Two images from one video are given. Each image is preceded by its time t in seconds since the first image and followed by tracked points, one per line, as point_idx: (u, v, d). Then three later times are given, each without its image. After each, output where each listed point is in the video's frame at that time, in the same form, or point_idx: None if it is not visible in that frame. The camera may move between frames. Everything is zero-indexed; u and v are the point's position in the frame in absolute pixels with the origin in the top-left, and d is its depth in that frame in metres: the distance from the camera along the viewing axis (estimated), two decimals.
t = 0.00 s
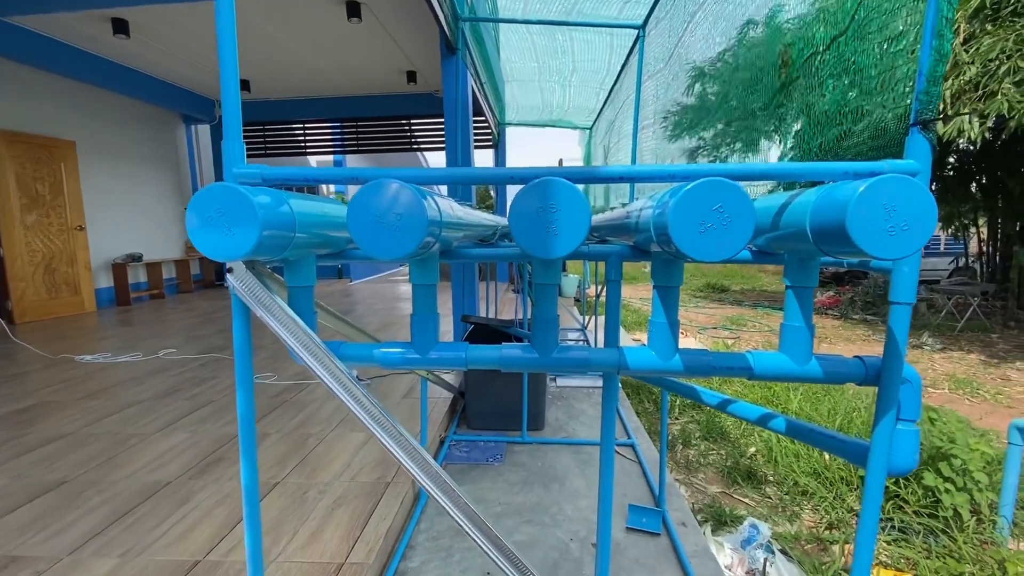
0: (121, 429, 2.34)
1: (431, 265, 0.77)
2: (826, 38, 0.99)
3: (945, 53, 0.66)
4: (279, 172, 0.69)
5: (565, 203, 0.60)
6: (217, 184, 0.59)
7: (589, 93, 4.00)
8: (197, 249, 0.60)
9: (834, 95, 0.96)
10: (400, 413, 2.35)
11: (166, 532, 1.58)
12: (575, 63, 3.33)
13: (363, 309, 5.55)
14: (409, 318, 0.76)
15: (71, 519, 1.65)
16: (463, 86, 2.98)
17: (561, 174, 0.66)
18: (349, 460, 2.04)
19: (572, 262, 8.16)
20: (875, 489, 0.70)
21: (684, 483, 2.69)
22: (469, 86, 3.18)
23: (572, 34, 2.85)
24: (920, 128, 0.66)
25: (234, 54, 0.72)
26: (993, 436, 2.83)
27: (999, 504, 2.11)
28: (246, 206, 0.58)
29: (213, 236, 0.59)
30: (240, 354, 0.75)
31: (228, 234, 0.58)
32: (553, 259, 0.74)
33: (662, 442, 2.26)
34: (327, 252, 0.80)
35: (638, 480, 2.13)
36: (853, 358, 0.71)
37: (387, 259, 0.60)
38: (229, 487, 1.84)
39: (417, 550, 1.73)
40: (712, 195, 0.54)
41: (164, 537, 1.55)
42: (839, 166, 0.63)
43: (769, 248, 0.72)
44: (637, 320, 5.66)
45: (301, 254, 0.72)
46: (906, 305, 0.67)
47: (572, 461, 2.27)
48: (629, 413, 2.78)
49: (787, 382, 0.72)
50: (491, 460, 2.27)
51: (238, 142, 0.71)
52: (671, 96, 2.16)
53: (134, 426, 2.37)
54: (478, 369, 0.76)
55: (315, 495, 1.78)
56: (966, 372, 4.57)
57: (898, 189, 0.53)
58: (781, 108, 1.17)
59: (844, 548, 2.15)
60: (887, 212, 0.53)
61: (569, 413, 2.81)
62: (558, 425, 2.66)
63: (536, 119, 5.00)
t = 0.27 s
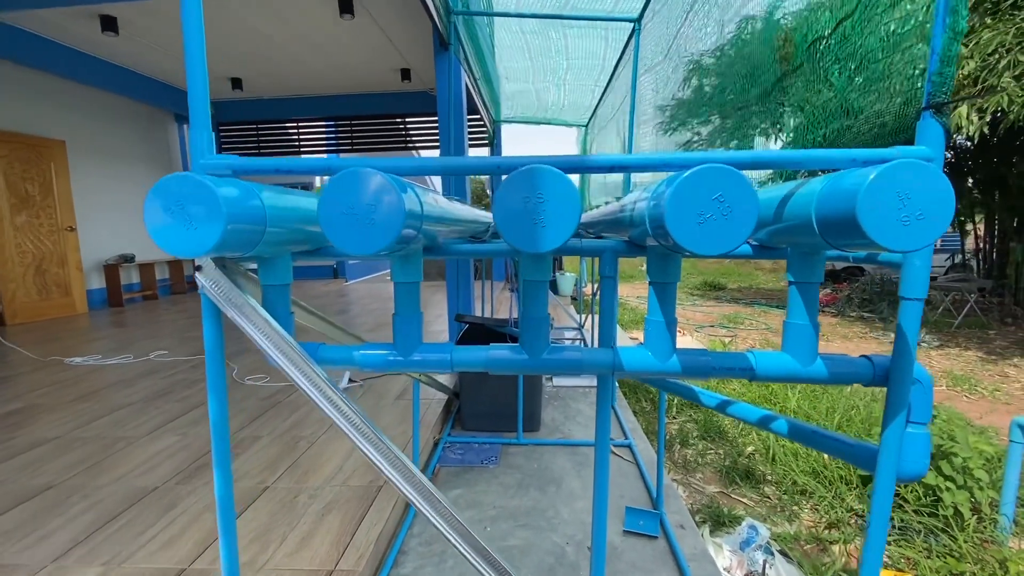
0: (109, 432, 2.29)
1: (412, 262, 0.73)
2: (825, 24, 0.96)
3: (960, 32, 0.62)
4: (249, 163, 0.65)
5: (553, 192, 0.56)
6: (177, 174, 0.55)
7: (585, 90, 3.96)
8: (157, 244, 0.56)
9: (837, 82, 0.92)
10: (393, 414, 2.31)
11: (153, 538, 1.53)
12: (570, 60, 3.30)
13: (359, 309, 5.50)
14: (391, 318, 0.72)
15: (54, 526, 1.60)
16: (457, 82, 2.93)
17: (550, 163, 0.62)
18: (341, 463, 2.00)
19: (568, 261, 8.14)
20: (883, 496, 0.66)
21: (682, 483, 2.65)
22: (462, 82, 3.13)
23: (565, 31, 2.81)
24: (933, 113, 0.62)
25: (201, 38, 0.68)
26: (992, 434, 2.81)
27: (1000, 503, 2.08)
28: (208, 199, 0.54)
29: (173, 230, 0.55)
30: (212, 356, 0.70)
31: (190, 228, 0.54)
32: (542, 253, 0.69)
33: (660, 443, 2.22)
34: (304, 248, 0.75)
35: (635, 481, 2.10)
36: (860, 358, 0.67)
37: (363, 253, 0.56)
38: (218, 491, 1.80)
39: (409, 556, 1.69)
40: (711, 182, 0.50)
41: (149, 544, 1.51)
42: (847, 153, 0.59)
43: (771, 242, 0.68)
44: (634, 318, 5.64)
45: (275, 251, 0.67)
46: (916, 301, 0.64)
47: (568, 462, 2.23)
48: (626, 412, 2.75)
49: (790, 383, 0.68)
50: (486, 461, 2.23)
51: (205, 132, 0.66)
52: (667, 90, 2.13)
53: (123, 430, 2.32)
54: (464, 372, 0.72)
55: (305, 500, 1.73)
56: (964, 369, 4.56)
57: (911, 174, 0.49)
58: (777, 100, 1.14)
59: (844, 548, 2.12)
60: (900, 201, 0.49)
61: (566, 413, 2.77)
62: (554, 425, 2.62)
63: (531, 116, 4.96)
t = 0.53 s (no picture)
0: (95, 436, 2.23)
1: (392, 257, 0.67)
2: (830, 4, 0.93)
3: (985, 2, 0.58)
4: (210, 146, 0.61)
5: (539, 176, 0.52)
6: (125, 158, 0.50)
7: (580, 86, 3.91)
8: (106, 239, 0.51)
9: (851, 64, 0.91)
10: (385, 416, 2.25)
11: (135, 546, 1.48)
12: (564, 57, 3.27)
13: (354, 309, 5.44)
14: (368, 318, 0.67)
15: (32, 535, 1.53)
16: (450, 77, 2.87)
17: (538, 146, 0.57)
18: (332, 466, 1.94)
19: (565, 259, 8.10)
20: (900, 506, 0.61)
21: (680, 483, 2.61)
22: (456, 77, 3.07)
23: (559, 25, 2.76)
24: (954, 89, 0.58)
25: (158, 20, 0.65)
26: (994, 430, 2.78)
27: (1004, 501, 2.03)
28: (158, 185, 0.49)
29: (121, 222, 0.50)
30: (174, 371, 0.66)
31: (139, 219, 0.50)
32: (531, 246, 0.64)
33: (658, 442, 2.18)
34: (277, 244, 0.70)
35: (634, 482, 2.05)
36: (873, 357, 0.62)
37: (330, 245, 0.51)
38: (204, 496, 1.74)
39: (401, 562, 1.64)
40: (714, 163, 0.45)
41: (131, 553, 1.45)
42: (859, 134, 0.54)
43: (776, 233, 0.63)
44: (631, 316, 5.60)
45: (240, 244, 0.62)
46: (936, 295, 0.59)
47: (565, 463, 2.19)
48: (624, 412, 2.71)
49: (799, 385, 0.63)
50: (481, 463, 2.18)
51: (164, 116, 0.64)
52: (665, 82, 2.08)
53: (109, 433, 2.26)
54: (448, 375, 0.67)
55: (294, 504, 1.67)
56: (963, 364, 4.53)
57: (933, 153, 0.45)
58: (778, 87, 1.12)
59: (845, 548, 2.07)
60: (924, 183, 0.45)
61: (562, 412, 2.73)
62: (551, 425, 2.57)
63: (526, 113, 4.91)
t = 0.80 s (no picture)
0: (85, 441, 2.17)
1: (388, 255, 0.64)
2: None
3: None
4: (192, 142, 0.59)
5: (544, 169, 0.49)
6: (105, 152, 0.47)
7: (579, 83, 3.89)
8: (84, 242, 0.48)
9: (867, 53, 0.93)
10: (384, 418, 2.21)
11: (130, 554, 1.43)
12: (561, 57, 3.28)
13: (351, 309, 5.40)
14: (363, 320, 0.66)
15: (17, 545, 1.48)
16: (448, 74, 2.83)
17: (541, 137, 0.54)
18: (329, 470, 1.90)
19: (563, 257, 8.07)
20: (921, 512, 0.59)
21: (682, 483, 2.58)
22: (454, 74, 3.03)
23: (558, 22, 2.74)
24: (980, 76, 0.55)
25: (140, 15, 0.64)
26: (995, 426, 2.77)
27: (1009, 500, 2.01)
28: (139, 180, 0.47)
29: (99, 223, 0.47)
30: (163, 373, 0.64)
31: (117, 218, 0.47)
32: (534, 244, 0.61)
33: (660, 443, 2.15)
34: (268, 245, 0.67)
35: (636, 484, 2.02)
36: (892, 358, 0.60)
37: (322, 243, 0.48)
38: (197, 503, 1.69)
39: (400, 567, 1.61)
40: (730, 153, 0.43)
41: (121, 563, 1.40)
42: (880, 123, 0.52)
43: (790, 229, 0.61)
44: (630, 314, 5.57)
45: (231, 245, 0.59)
46: (959, 293, 0.57)
47: (565, 464, 2.16)
48: (624, 411, 2.68)
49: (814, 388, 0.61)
50: (480, 465, 2.15)
51: (143, 111, 0.62)
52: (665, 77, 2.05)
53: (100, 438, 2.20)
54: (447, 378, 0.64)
55: (291, 510, 1.63)
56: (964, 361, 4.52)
57: (962, 141, 0.42)
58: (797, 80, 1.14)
59: (849, 548, 2.05)
60: (956, 174, 0.42)
61: (562, 412, 2.70)
62: (551, 425, 2.55)
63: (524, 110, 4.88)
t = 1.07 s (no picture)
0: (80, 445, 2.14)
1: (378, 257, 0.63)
2: None
3: None
4: (179, 145, 0.59)
5: (535, 171, 0.48)
6: (85, 158, 0.46)
7: (576, 82, 3.89)
8: (66, 250, 0.47)
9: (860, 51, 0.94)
10: (382, 420, 2.20)
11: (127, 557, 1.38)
12: (560, 56, 3.27)
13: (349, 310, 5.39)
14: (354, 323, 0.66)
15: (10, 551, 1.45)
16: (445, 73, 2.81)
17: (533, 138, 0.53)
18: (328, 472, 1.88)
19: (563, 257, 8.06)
20: (923, 517, 0.58)
21: (682, 483, 2.58)
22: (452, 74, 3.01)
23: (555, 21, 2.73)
24: (982, 75, 0.54)
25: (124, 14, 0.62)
26: (994, 423, 2.76)
27: (1010, 499, 1.99)
28: (120, 188, 0.46)
29: (83, 230, 0.46)
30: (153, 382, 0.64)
31: (101, 224, 0.46)
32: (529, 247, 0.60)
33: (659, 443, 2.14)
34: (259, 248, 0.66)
35: (635, 485, 2.01)
36: (893, 361, 0.59)
37: (309, 249, 0.47)
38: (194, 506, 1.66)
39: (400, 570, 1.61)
40: (726, 155, 0.42)
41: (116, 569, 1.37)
42: (880, 123, 0.51)
43: (788, 230, 0.60)
44: (629, 314, 5.56)
45: (219, 249, 0.58)
46: (961, 295, 0.56)
47: (565, 465, 2.15)
48: (623, 410, 2.68)
49: (814, 393, 0.60)
50: (480, 466, 2.14)
51: (129, 114, 0.62)
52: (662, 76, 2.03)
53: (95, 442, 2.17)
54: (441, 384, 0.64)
55: (289, 513, 1.61)
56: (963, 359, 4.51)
57: (962, 142, 0.41)
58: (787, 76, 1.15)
59: (850, 548, 2.04)
60: (958, 174, 0.41)
61: (562, 413, 2.70)
62: (550, 426, 2.53)
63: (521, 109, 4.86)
